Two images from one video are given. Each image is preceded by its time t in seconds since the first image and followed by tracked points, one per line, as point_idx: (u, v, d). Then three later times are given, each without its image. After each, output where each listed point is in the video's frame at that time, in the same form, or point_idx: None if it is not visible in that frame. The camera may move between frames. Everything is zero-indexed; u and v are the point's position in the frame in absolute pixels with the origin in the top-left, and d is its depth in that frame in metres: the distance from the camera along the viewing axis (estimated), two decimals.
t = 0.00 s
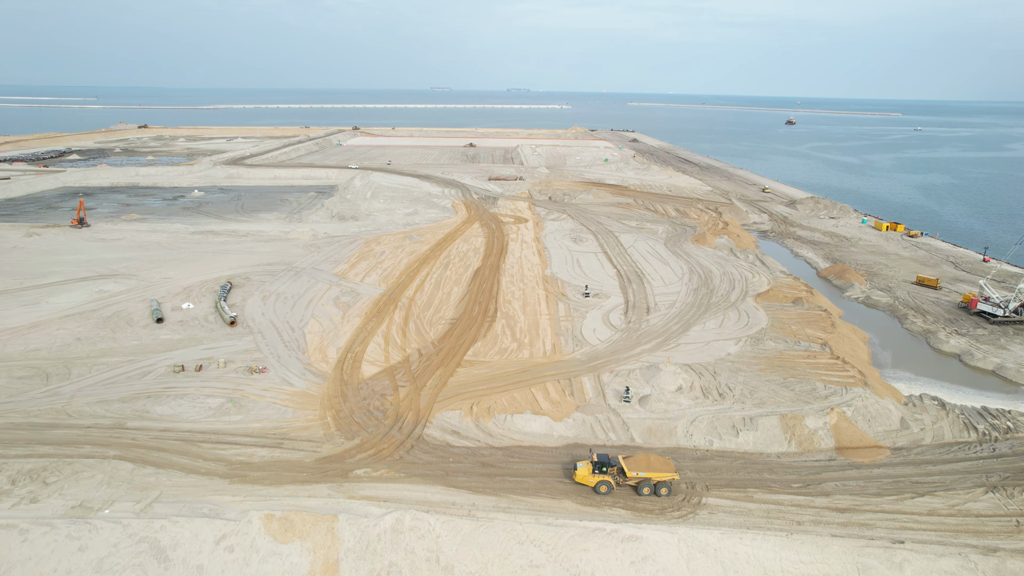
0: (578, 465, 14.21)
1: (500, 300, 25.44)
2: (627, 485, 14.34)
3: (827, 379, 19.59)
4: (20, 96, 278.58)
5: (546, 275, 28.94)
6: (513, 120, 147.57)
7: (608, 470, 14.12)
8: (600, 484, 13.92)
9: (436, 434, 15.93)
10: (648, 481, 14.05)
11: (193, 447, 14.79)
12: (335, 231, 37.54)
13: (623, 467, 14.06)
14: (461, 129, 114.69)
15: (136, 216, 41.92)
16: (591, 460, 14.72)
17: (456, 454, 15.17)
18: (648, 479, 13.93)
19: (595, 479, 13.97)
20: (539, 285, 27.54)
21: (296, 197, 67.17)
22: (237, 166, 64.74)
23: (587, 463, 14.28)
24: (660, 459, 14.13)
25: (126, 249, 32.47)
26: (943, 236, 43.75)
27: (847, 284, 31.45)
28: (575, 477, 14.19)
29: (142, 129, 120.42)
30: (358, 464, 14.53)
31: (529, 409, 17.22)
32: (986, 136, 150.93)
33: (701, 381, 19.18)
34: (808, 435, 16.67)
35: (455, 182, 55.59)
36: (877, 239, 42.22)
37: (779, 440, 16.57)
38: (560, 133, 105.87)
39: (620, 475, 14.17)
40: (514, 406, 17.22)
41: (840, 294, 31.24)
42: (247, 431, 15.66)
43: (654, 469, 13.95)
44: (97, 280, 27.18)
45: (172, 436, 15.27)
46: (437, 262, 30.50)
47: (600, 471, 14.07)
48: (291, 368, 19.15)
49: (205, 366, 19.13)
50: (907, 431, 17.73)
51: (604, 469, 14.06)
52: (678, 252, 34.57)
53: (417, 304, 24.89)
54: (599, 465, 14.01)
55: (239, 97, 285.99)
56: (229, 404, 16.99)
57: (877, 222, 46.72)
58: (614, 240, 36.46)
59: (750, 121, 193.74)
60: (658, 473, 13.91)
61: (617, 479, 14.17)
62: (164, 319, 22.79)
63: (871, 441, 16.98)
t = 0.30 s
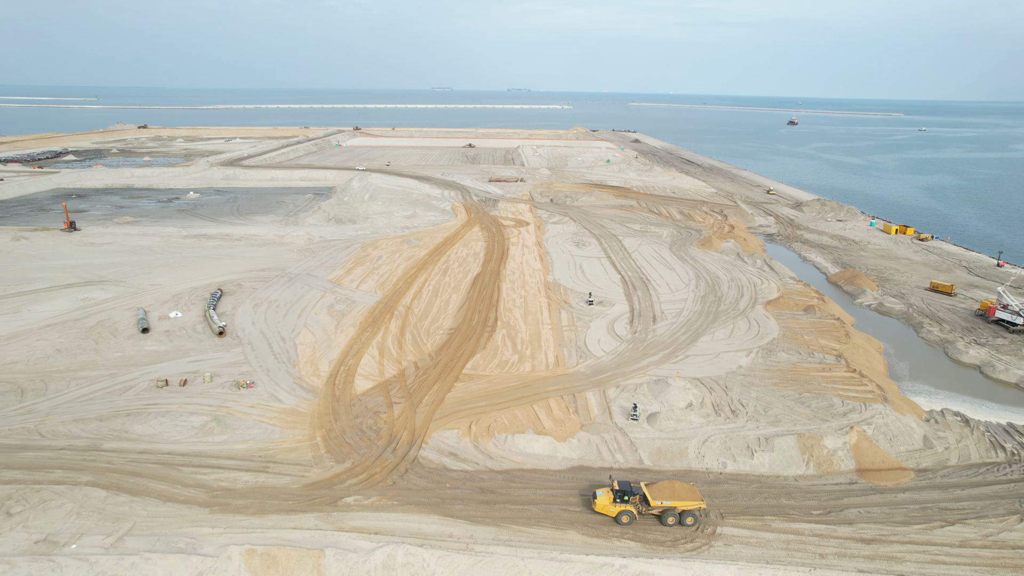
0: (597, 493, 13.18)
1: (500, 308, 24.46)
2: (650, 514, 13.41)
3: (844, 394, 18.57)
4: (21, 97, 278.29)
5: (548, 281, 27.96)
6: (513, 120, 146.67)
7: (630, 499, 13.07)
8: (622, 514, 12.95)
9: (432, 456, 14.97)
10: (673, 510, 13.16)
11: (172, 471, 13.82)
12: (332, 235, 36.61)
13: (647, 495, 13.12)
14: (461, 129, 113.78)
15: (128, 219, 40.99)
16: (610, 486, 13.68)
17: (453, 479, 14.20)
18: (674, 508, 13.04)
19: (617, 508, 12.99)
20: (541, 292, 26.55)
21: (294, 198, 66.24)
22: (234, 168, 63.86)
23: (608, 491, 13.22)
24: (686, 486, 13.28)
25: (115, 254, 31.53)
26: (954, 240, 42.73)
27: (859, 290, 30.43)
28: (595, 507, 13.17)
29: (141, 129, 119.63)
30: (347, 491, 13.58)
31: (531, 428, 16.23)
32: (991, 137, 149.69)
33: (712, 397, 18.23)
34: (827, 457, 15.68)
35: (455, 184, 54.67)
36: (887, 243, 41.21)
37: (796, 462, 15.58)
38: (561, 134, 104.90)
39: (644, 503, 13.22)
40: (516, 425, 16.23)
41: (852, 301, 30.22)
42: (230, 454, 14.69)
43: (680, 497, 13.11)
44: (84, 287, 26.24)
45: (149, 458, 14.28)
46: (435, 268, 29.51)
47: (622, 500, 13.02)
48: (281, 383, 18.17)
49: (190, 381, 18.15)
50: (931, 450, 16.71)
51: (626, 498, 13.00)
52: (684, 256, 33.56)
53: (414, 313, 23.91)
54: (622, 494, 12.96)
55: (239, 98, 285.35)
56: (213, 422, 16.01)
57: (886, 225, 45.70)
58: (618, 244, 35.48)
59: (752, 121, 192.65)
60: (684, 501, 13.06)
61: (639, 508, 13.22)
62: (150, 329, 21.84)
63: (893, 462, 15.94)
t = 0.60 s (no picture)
0: (621, 528, 12.19)
1: (500, 318, 23.40)
2: (678, 551, 12.38)
3: (865, 412, 17.47)
4: (19, 98, 276.81)
5: (550, 289, 26.90)
6: (514, 121, 145.59)
7: (657, 535, 12.10)
8: (648, 552, 11.96)
9: (427, 484, 13.92)
10: (703, 546, 12.09)
11: (144, 503, 12.76)
12: (327, 239, 35.55)
13: (674, 530, 12.13)
14: (461, 129, 112.69)
15: (118, 223, 39.93)
16: (634, 519, 12.71)
17: (449, 510, 13.15)
18: (703, 545, 11.98)
19: (642, 546, 11.98)
20: (543, 300, 25.49)
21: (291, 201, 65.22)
22: (230, 169, 62.83)
23: (632, 526, 12.23)
24: (717, 520, 12.24)
25: (102, 260, 30.45)
26: (966, 244, 41.62)
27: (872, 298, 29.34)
28: (618, 543, 12.15)
29: (138, 130, 118.67)
30: (335, 524, 12.53)
31: (534, 451, 15.15)
32: (997, 137, 148.38)
33: (725, 416, 17.18)
34: (850, 483, 14.61)
35: (455, 186, 53.60)
36: (898, 247, 40.14)
37: (818, 489, 14.49)
38: (562, 135, 103.79)
39: (671, 538, 12.22)
40: (517, 448, 15.17)
41: (865, 309, 29.14)
42: (210, 481, 13.64)
43: (710, 533, 12.05)
44: (66, 295, 25.17)
45: (121, 487, 13.22)
46: (433, 275, 28.45)
47: (647, 536, 12.04)
48: (268, 402, 17.11)
49: (172, 399, 17.04)
50: (961, 474, 15.56)
51: (652, 534, 12.03)
52: (690, 262, 32.49)
53: (410, 323, 22.87)
54: (647, 530, 11.98)
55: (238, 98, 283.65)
56: (193, 445, 14.94)
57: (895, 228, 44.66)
58: (622, 249, 34.41)
59: (755, 121, 191.33)
60: (716, 537, 12.00)
61: (666, 544, 12.22)
62: (132, 341, 20.76)
63: (921, 488, 14.82)
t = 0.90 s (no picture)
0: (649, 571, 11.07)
1: (500, 330, 22.29)
2: None
3: (890, 434, 16.33)
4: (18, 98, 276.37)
5: (553, 298, 25.78)
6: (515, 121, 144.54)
7: None
8: None
9: (420, 518, 12.82)
10: None
11: (111, 542, 11.66)
12: (321, 245, 34.45)
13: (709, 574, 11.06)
14: (461, 131, 111.61)
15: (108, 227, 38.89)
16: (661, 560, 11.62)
17: (444, 549, 12.04)
18: None
19: None
20: (545, 310, 24.39)
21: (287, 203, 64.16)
22: (226, 171, 61.80)
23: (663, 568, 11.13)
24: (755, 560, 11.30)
25: (88, 266, 29.36)
26: (980, 249, 40.47)
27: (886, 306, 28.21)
28: None
29: (136, 130, 117.81)
30: (318, 566, 11.43)
31: (536, 480, 14.04)
32: (1001, 138, 147.29)
33: (741, 439, 16.05)
34: (879, 516, 13.40)
35: (454, 189, 52.52)
36: (910, 252, 39.00)
37: (845, 522, 13.29)
38: (563, 136, 102.67)
39: None
40: (518, 477, 14.06)
41: (879, 318, 28.01)
42: (184, 516, 12.53)
43: None
44: (47, 305, 24.09)
45: (87, 523, 12.11)
46: (430, 283, 27.33)
47: None
48: (252, 424, 16.01)
49: (149, 421, 15.91)
50: (998, 504, 14.31)
51: None
52: (697, 269, 31.38)
53: (406, 335, 21.76)
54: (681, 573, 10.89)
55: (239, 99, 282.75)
56: (168, 474, 13.79)
57: (906, 232, 43.51)
58: (626, 255, 33.31)
59: (757, 122, 190.30)
60: None
61: None
62: (112, 355, 19.67)
63: (956, 521, 13.60)
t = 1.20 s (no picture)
0: None
1: (500, 344, 21.12)
2: None
3: (920, 461, 15.15)
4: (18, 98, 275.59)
5: (555, 308, 24.62)
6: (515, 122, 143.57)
7: None
8: None
9: (411, 561, 11.67)
10: None
11: None
12: (316, 250, 33.29)
13: None
14: (461, 132, 110.49)
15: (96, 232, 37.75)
16: None
17: None
18: None
19: None
20: (547, 322, 23.24)
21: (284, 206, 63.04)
22: (221, 173, 60.68)
23: None
24: None
25: (71, 274, 28.24)
26: (994, 254, 39.31)
27: (903, 316, 27.04)
28: None
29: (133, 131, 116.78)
30: None
31: (539, 516, 12.88)
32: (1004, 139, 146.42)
33: (758, 467, 14.89)
34: (915, 556, 12.12)
35: (454, 191, 51.38)
36: (922, 257, 37.84)
37: (877, 564, 11.99)
38: (564, 137, 101.46)
39: None
40: (519, 513, 12.91)
41: (895, 328, 26.85)
42: (151, 560, 11.39)
43: None
44: (25, 316, 22.97)
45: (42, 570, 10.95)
46: (427, 292, 26.18)
47: None
48: (232, 450, 14.86)
49: (121, 447, 14.75)
50: None
51: None
52: (705, 276, 30.21)
53: (400, 349, 20.62)
54: None
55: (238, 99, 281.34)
56: (137, 509, 12.60)
57: (917, 236, 42.34)
58: (630, 261, 32.14)
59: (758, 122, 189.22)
60: None
61: None
62: (88, 372, 18.53)
63: (1001, 562, 12.03)
